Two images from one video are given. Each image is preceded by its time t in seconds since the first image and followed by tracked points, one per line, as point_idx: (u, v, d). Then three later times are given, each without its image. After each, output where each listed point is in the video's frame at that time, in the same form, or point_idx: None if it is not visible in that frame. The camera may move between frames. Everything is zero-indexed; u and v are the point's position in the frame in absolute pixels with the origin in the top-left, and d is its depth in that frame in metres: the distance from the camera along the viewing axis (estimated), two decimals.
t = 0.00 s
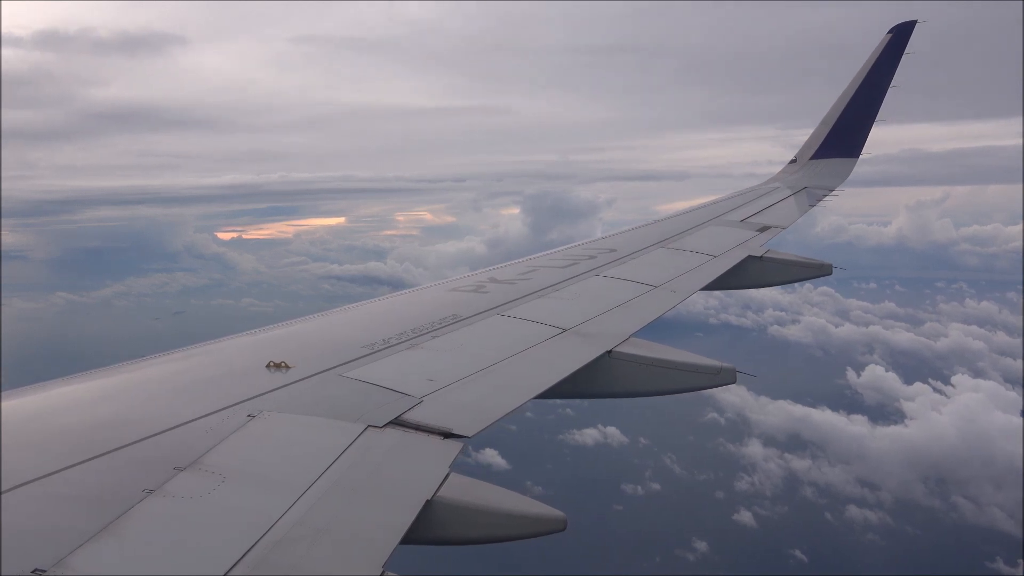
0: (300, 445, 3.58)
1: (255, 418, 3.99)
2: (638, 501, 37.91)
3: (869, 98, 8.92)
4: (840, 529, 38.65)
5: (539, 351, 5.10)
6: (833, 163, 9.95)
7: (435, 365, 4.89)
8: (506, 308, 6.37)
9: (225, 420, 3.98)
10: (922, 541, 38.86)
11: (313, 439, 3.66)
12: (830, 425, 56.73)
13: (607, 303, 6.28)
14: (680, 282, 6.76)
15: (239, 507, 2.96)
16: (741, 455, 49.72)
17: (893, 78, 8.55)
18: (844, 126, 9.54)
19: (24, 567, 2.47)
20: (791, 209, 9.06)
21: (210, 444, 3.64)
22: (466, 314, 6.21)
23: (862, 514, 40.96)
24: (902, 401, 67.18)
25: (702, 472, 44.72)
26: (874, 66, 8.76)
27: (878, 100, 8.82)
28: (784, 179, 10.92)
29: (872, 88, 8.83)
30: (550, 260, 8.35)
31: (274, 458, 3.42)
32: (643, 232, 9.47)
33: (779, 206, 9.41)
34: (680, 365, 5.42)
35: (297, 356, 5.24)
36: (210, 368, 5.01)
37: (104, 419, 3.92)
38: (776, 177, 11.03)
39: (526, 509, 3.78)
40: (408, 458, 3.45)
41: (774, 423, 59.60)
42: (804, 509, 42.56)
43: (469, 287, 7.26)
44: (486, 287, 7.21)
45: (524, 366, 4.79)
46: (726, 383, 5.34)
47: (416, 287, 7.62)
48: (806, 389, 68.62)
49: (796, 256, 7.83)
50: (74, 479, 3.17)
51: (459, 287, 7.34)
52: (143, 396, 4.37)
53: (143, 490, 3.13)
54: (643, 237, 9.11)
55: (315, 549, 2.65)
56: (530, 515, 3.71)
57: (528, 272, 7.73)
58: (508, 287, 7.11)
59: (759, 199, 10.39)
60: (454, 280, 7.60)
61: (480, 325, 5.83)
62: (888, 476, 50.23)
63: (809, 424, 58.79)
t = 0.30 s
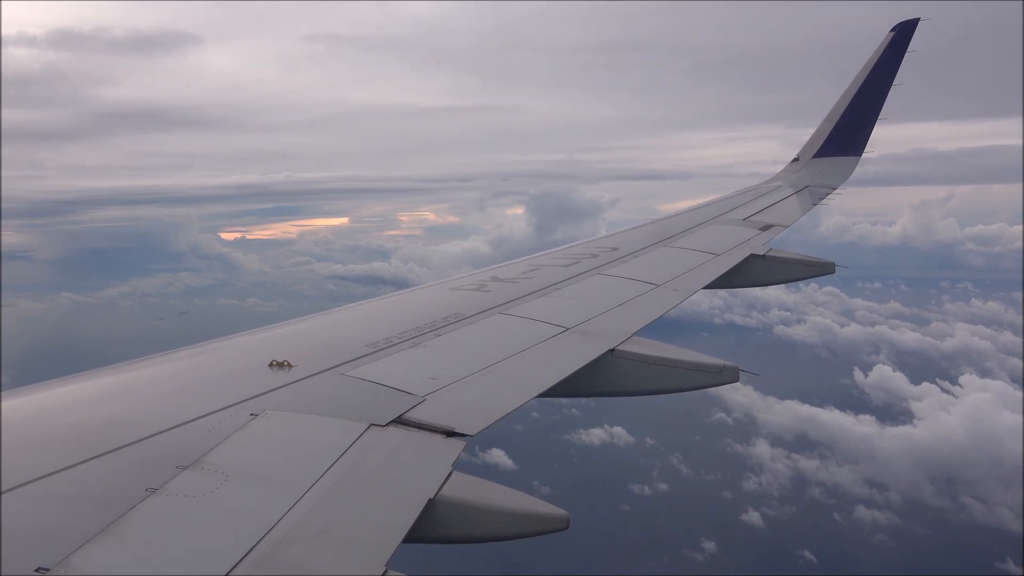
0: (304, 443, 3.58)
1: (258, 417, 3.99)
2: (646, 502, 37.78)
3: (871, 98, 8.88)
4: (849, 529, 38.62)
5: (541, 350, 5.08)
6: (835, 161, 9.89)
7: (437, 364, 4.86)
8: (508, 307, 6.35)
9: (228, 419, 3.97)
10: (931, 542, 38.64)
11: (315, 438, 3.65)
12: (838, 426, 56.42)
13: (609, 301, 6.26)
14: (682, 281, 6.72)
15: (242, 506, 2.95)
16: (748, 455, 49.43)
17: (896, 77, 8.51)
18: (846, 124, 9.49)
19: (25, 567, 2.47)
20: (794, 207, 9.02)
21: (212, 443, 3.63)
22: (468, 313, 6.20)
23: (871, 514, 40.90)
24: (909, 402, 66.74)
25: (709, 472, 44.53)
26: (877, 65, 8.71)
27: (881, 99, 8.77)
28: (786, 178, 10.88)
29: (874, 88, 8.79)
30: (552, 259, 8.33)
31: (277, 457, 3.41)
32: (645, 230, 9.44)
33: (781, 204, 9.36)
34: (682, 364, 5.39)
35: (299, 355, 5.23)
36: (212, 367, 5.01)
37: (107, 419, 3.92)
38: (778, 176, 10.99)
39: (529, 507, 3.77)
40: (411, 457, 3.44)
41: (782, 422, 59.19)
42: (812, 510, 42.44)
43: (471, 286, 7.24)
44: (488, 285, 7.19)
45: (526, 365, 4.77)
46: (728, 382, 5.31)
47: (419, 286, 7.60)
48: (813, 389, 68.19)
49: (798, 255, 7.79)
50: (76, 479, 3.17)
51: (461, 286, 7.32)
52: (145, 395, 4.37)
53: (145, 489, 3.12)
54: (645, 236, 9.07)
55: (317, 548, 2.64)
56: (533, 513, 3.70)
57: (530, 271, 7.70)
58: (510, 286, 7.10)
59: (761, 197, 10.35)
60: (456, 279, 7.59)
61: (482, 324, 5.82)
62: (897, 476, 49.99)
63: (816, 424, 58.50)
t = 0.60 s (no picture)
0: (311, 440, 3.57)
1: (266, 414, 3.98)
2: (660, 502, 37.56)
3: (881, 94, 8.75)
4: (863, 529, 38.46)
5: (548, 347, 5.03)
6: (844, 158, 9.77)
7: (443, 361, 4.84)
8: (516, 304, 6.31)
9: (235, 417, 3.97)
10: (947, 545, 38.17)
11: (322, 435, 3.64)
12: (852, 426, 55.82)
13: (617, 298, 6.20)
14: (690, 278, 6.65)
15: (249, 503, 2.95)
16: (762, 455, 48.95)
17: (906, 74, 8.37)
18: (854, 122, 9.37)
19: (35, 563, 2.46)
20: (802, 204, 8.92)
21: (220, 441, 3.63)
22: (475, 310, 6.17)
23: (885, 515, 40.70)
24: (924, 402, 65.98)
25: (722, 472, 44.21)
26: (886, 62, 8.58)
27: (890, 96, 8.65)
28: (794, 175, 10.77)
29: (884, 85, 8.66)
30: (559, 256, 8.27)
31: (286, 454, 3.40)
32: (652, 227, 9.37)
33: (789, 202, 9.27)
34: (690, 362, 5.33)
35: (306, 352, 5.23)
36: (221, 365, 5.01)
37: (116, 417, 3.93)
38: (785, 173, 10.88)
39: (538, 505, 3.74)
40: (418, 454, 3.42)
41: (795, 422, 58.59)
42: (826, 511, 42.14)
43: (478, 284, 7.21)
44: (495, 283, 7.16)
45: (533, 362, 4.73)
46: (736, 379, 5.25)
47: (425, 283, 7.58)
48: (826, 388, 67.46)
49: (806, 252, 7.74)
50: (82, 478, 3.15)
51: (468, 283, 7.29)
52: (154, 393, 4.38)
53: (153, 486, 3.12)
54: (653, 233, 9.00)
55: (325, 545, 2.63)
56: (541, 511, 3.68)
57: (537, 268, 7.66)
58: (517, 283, 7.06)
59: (769, 194, 10.25)
60: (463, 276, 7.57)
61: (489, 321, 5.79)
62: (911, 477, 49.48)
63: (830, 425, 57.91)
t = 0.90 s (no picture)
0: (322, 438, 3.57)
1: (277, 412, 3.99)
2: (674, 503, 37.31)
3: (893, 92, 8.61)
4: (880, 530, 37.99)
5: (558, 346, 4.99)
6: (855, 156, 9.62)
7: (453, 359, 4.81)
8: (525, 303, 6.27)
9: (247, 415, 3.98)
10: (965, 546, 37.60)
11: (333, 432, 3.64)
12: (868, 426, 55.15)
13: (627, 296, 6.16)
14: (701, 276, 6.58)
15: (260, 501, 2.94)
16: (777, 456, 48.42)
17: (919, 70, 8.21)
18: (865, 119, 9.23)
19: (47, 562, 2.46)
20: (814, 202, 8.80)
21: (231, 440, 3.63)
22: (485, 308, 6.15)
23: (902, 516, 40.22)
24: (941, 403, 65.10)
25: (737, 473, 43.86)
26: (898, 59, 8.44)
27: (903, 94, 8.50)
28: (804, 174, 10.65)
29: (896, 82, 8.52)
30: (569, 254, 8.22)
31: (298, 453, 3.39)
32: (662, 226, 9.30)
33: (800, 199, 9.15)
34: (700, 359, 5.27)
35: (316, 351, 5.23)
36: (233, 364, 5.03)
37: (128, 416, 3.95)
38: (796, 171, 10.75)
39: (546, 504, 3.71)
40: (429, 452, 3.40)
41: (810, 422, 57.94)
42: (842, 511, 41.65)
43: (488, 282, 7.20)
44: (505, 281, 7.14)
45: (543, 361, 4.69)
46: (746, 378, 5.19)
47: (435, 282, 7.57)
48: (841, 387, 66.67)
49: (819, 250, 7.65)
50: (94, 476, 3.17)
51: (478, 282, 7.28)
52: (166, 392, 4.39)
53: (166, 483, 3.14)
54: (662, 231, 8.94)
55: (336, 544, 2.61)
56: (551, 510, 3.65)
57: (547, 267, 7.63)
58: (527, 281, 7.03)
59: (779, 193, 10.14)
60: (473, 275, 7.56)
61: (499, 320, 5.77)
62: (929, 478, 48.85)
63: (846, 425, 57.27)
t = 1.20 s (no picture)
0: (330, 438, 3.56)
1: (284, 412, 3.98)
2: (685, 503, 37.12)
3: (901, 90, 8.53)
4: (892, 530, 37.66)
5: (565, 346, 4.97)
6: (862, 155, 9.52)
7: (460, 359, 4.80)
8: (531, 303, 6.24)
9: (254, 416, 3.97)
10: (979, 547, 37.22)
11: (340, 433, 3.63)
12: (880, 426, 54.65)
13: (634, 296, 6.12)
14: (708, 276, 6.52)
15: (267, 501, 2.93)
16: (788, 456, 48.03)
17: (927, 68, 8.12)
18: (872, 118, 9.14)
19: (57, 562, 2.47)
20: (821, 201, 8.72)
21: (239, 440, 3.62)
22: (492, 309, 6.12)
23: (915, 516, 39.87)
24: (953, 403, 64.44)
25: (748, 473, 43.57)
26: (906, 57, 8.35)
27: (910, 92, 8.41)
28: (811, 172, 10.56)
29: (903, 81, 8.44)
30: (575, 254, 8.19)
31: (305, 453, 3.38)
32: (668, 225, 9.24)
33: (807, 199, 9.07)
34: (707, 359, 5.23)
35: (322, 352, 5.22)
36: (241, 364, 5.03)
37: (137, 416, 3.95)
38: (803, 170, 10.66)
39: (553, 503, 3.69)
40: (434, 452, 3.38)
41: (821, 422, 57.48)
42: (855, 511, 41.31)
43: (494, 282, 7.17)
44: (512, 282, 7.11)
45: (549, 361, 4.67)
46: (754, 378, 5.14)
47: (441, 282, 7.54)
48: (852, 387, 66.10)
49: (827, 250, 7.57)
50: (103, 476, 3.17)
51: (484, 282, 7.25)
52: (174, 392, 4.39)
53: (174, 483, 3.13)
54: (669, 231, 8.88)
55: (343, 543, 2.59)
56: (557, 510, 3.63)
57: (553, 267, 7.60)
58: (533, 281, 7.00)
59: (787, 191, 10.05)
60: (479, 275, 7.53)
61: (505, 320, 5.75)
62: (942, 478, 48.39)
63: (857, 425, 56.78)
